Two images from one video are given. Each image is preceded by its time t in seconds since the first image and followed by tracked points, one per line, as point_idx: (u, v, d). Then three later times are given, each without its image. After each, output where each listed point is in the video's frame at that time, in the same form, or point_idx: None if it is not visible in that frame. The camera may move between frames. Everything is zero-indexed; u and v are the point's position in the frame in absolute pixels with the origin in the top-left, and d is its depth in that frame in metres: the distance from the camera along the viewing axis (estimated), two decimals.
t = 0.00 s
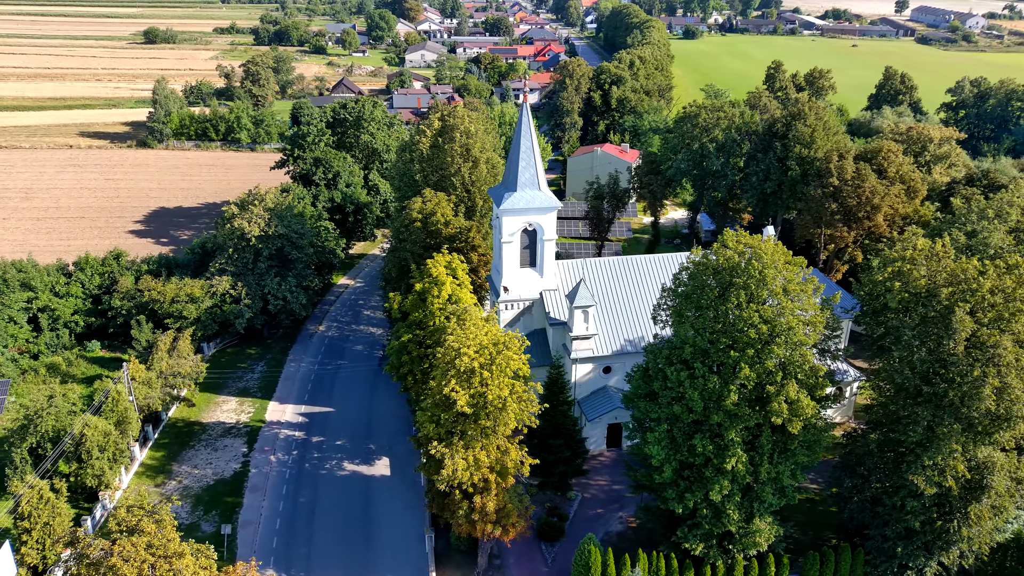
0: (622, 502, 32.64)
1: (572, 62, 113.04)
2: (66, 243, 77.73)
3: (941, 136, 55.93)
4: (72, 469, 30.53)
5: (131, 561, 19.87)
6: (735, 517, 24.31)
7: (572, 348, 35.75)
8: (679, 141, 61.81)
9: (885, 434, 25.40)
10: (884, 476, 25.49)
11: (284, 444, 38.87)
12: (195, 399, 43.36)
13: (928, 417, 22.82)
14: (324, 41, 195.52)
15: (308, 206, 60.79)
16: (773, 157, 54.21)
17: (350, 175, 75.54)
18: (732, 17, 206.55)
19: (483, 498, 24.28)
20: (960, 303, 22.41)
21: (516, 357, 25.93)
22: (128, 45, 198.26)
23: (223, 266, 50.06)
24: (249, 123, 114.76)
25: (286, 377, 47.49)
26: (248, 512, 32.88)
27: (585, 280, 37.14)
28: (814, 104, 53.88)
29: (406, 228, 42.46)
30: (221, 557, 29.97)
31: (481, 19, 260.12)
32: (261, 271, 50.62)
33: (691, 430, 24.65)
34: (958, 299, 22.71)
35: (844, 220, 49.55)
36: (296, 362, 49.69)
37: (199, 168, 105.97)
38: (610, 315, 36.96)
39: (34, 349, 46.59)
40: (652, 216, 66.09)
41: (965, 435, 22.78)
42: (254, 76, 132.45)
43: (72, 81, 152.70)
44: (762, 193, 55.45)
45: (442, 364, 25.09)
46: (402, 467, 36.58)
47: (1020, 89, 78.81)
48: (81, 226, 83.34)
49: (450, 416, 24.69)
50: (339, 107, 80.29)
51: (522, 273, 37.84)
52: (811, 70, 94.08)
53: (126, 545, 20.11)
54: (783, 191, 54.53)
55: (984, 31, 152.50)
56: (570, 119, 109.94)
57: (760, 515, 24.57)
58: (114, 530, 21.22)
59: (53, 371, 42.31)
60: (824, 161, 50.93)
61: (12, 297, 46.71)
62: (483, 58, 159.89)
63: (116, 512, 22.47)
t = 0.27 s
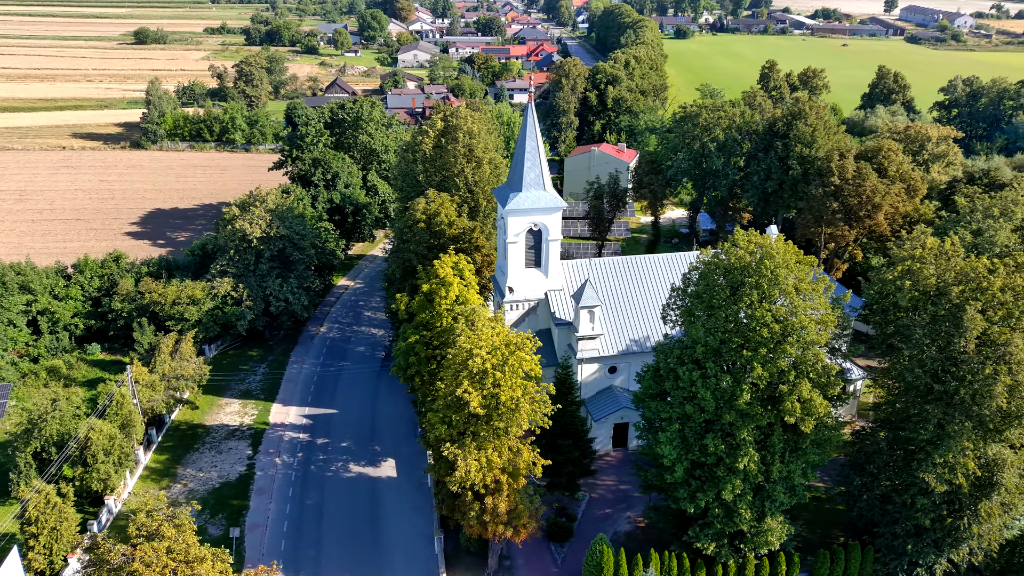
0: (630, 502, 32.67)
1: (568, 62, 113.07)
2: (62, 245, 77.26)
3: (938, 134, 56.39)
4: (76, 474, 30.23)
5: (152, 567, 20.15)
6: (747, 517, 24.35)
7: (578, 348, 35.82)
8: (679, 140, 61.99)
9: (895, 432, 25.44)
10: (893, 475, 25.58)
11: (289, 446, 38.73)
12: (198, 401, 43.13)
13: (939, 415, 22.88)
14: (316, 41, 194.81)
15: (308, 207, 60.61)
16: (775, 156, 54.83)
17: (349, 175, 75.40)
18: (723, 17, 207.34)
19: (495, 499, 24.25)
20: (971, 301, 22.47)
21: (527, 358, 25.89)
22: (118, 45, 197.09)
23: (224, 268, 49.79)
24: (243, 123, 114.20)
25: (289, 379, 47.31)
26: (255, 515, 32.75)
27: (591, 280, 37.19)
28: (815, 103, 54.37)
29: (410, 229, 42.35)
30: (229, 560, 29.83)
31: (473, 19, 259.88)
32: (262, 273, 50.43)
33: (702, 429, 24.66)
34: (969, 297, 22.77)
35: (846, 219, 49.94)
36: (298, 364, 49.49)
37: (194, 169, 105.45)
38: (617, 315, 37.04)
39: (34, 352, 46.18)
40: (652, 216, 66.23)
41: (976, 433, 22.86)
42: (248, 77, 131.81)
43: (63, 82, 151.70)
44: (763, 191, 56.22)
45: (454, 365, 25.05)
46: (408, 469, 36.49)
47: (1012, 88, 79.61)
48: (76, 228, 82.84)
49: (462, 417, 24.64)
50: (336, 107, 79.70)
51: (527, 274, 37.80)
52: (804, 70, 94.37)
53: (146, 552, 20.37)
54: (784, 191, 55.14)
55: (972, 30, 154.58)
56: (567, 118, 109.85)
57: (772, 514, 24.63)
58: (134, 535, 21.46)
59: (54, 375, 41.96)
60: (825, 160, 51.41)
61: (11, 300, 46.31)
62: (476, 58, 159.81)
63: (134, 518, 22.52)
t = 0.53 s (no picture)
0: (633, 502, 32.74)
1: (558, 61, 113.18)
2: (51, 249, 76.41)
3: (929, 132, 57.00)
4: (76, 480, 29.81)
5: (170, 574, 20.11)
6: (754, 514, 24.44)
7: (579, 348, 35.88)
8: (673, 140, 62.28)
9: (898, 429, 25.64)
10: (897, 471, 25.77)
11: (289, 449, 38.49)
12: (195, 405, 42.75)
13: (944, 412, 23.06)
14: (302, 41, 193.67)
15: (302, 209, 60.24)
16: (769, 155, 55.46)
17: (342, 176, 75.13)
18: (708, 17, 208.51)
19: (503, 501, 24.22)
20: (975, 298, 22.67)
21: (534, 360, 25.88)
22: (101, 46, 195.12)
23: (219, 270, 49.37)
24: (232, 124, 113.31)
25: (286, 382, 47.04)
26: (257, 519, 32.53)
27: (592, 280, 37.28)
28: (809, 102, 54.94)
29: (408, 230, 42.21)
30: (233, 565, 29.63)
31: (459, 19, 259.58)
32: (258, 275, 50.07)
33: (709, 428, 24.73)
34: (973, 295, 22.97)
35: (841, 218, 50.53)
36: (295, 367, 49.21)
37: (183, 170, 104.59)
38: (617, 314, 37.12)
39: (27, 357, 45.56)
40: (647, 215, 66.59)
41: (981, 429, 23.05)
42: (235, 77, 130.75)
43: (46, 83, 149.93)
44: (758, 190, 56.99)
45: (461, 367, 25.02)
46: (409, 471, 36.39)
47: (997, 86, 80.77)
48: (65, 231, 81.95)
49: (470, 419, 24.58)
50: (329, 108, 79.20)
51: (528, 274, 37.78)
52: (792, 69, 94.96)
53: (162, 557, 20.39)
54: (779, 189, 56.01)
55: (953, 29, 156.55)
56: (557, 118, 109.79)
57: (778, 512, 24.75)
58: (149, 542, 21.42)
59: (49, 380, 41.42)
60: (819, 159, 52.53)
61: (3, 305, 45.67)
62: (464, 58, 159.55)
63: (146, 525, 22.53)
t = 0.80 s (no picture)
0: (635, 501, 32.83)
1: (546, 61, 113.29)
2: (39, 252, 75.43)
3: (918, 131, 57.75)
4: (74, 486, 29.40)
5: None
6: (759, 512, 24.57)
7: (579, 347, 35.92)
8: (667, 140, 62.61)
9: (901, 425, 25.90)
10: (899, 467, 26.03)
11: (287, 452, 38.25)
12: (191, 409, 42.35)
13: (947, 407, 23.22)
14: (286, 41, 192.39)
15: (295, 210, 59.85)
16: (763, 153, 56.38)
17: (334, 177, 74.81)
18: (692, 16, 209.61)
19: (509, 501, 24.24)
20: (978, 295, 22.88)
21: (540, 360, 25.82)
22: (82, 47, 192.82)
23: (213, 273, 48.92)
24: (218, 125, 112.37)
25: (283, 384, 46.73)
26: (257, 523, 32.31)
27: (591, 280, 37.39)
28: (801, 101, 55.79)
29: (406, 230, 42.05)
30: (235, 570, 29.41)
31: (443, 19, 259.15)
32: (253, 277, 49.69)
33: (714, 426, 24.81)
34: (975, 291, 23.16)
35: (834, 215, 51.12)
36: (291, 369, 48.89)
37: (170, 172, 103.63)
38: (616, 314, 37.18)
39: (19, 362, 44.90)
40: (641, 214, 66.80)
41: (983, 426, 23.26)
42: (220, 78, 129.58)
43: (26, 85, 147.96)
44: (752, 189, 57.80)
45: (468, 367, 24.99)
46: (410, 473, 36.30)
47: (979, 85, 82.04)
48: (53, 235, 80.92)
49: (476, 420, 24.52)
50: (319, 109, 78.76)
51: (527, 274, 37.74)
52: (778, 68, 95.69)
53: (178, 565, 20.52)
54: (772, 188, 56.77)
55: (933, 29, 158.93)
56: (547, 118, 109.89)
57: (783, 508, 24.90)
58: (163, 548, 21.50)
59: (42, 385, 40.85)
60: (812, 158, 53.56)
61: None
62: (451, 58, 159.28)
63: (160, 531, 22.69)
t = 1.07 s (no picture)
0: (637, 500, 32.93)
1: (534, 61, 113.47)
2: (27, 256, 74.45)
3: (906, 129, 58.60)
4: (72, 493, 29.02)
5: None
6: (765, 509, 24.70)
7: (579, 347, 36.01)
8: (660, 139, 63.00)
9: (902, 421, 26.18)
10: (901, 463, 26.26)
11: (286, 456, 37.98)
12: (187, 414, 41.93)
13: (949, 404, 23.47)
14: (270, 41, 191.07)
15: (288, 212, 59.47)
16: (756, 152, 57.44)
17: (326, 178, 74.48)
18: (676, 16, 210.98)
19: (516, 502, 24.21)
20: (979, 292, 23.13)
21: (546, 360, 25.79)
22: (62, 48, 190.24)
23: (207, 276, 48.48)
24: (205, 126, 111.39)
25: (279, 387, 46.44)
26: (259, 528, 32.07)
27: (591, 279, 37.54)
28: (794, 101, 56.94)
29: (403, 231, 41.91)
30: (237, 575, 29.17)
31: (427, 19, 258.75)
32: (247, 280, 49.32)
33: (718, 425, 24.90)
34: (977, 288, 23.41)
35: (827, 214, 51.81)
36: (286, 372, 48.58)
37: (157, 174, 102.67)
38: (615, 313, 37.33)
39: (10, 368, 44.20)
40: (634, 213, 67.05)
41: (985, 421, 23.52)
42: (205, 79, 128.45)
43: (6, 87, 145.83)
44: (745, 187, 58.71)
45: (474, 368, 24.94)
46: (411, 475, 36.18)
47: (962, 83, 83.33)
48: (40, 238, 79.90)
49: (483, 421, 24.46)
50: (310, 110, 78.29)
51: (525, 274, 37.70)
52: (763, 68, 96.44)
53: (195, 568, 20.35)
54: (765, 187, 57.76)
55: (913, 29, 161.65)
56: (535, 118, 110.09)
57: (788, 506, 25.05)
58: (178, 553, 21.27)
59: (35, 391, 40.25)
60: (805, 156, 54.48)
61: None
62: (437, 58, 159.04)
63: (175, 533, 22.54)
